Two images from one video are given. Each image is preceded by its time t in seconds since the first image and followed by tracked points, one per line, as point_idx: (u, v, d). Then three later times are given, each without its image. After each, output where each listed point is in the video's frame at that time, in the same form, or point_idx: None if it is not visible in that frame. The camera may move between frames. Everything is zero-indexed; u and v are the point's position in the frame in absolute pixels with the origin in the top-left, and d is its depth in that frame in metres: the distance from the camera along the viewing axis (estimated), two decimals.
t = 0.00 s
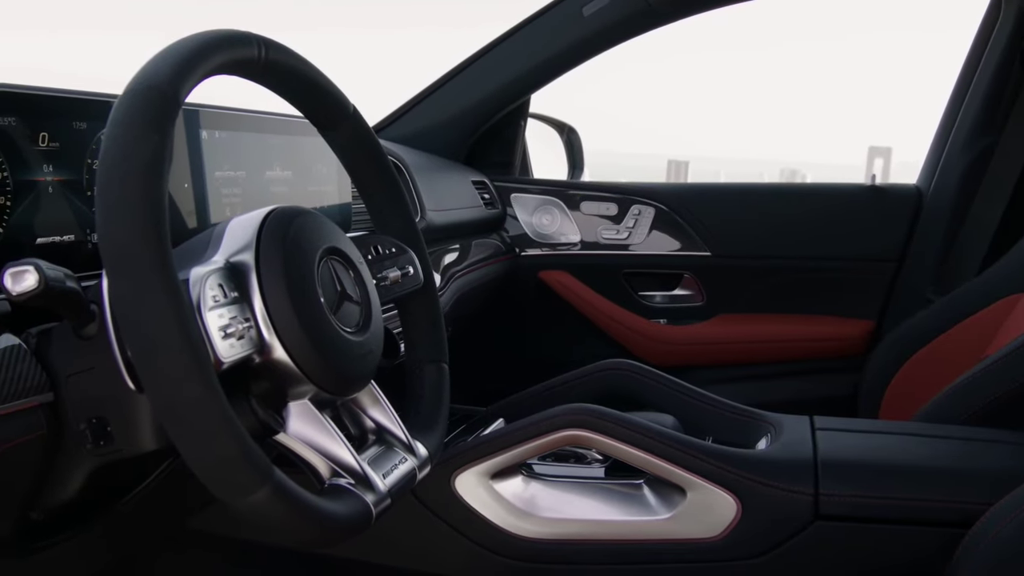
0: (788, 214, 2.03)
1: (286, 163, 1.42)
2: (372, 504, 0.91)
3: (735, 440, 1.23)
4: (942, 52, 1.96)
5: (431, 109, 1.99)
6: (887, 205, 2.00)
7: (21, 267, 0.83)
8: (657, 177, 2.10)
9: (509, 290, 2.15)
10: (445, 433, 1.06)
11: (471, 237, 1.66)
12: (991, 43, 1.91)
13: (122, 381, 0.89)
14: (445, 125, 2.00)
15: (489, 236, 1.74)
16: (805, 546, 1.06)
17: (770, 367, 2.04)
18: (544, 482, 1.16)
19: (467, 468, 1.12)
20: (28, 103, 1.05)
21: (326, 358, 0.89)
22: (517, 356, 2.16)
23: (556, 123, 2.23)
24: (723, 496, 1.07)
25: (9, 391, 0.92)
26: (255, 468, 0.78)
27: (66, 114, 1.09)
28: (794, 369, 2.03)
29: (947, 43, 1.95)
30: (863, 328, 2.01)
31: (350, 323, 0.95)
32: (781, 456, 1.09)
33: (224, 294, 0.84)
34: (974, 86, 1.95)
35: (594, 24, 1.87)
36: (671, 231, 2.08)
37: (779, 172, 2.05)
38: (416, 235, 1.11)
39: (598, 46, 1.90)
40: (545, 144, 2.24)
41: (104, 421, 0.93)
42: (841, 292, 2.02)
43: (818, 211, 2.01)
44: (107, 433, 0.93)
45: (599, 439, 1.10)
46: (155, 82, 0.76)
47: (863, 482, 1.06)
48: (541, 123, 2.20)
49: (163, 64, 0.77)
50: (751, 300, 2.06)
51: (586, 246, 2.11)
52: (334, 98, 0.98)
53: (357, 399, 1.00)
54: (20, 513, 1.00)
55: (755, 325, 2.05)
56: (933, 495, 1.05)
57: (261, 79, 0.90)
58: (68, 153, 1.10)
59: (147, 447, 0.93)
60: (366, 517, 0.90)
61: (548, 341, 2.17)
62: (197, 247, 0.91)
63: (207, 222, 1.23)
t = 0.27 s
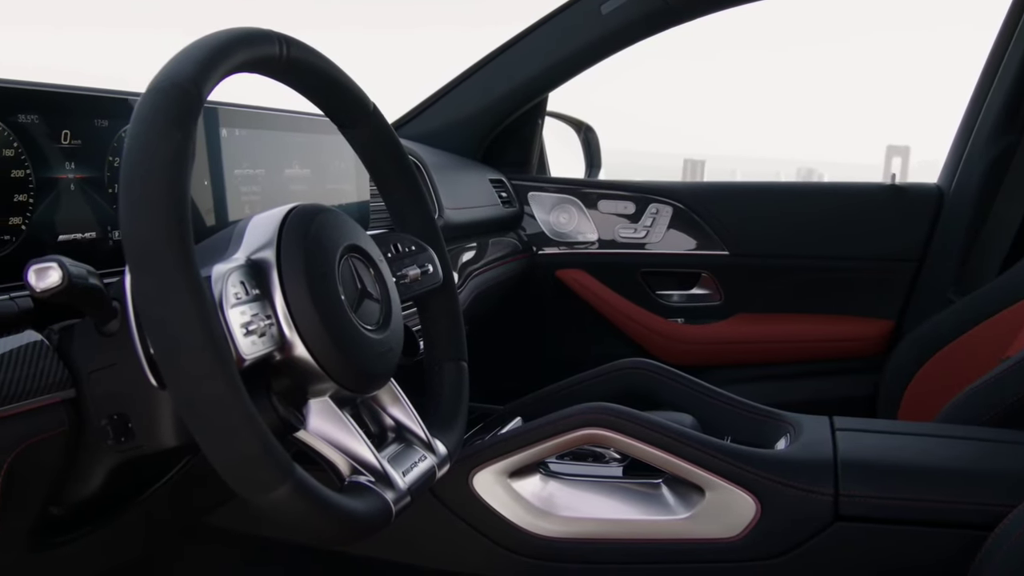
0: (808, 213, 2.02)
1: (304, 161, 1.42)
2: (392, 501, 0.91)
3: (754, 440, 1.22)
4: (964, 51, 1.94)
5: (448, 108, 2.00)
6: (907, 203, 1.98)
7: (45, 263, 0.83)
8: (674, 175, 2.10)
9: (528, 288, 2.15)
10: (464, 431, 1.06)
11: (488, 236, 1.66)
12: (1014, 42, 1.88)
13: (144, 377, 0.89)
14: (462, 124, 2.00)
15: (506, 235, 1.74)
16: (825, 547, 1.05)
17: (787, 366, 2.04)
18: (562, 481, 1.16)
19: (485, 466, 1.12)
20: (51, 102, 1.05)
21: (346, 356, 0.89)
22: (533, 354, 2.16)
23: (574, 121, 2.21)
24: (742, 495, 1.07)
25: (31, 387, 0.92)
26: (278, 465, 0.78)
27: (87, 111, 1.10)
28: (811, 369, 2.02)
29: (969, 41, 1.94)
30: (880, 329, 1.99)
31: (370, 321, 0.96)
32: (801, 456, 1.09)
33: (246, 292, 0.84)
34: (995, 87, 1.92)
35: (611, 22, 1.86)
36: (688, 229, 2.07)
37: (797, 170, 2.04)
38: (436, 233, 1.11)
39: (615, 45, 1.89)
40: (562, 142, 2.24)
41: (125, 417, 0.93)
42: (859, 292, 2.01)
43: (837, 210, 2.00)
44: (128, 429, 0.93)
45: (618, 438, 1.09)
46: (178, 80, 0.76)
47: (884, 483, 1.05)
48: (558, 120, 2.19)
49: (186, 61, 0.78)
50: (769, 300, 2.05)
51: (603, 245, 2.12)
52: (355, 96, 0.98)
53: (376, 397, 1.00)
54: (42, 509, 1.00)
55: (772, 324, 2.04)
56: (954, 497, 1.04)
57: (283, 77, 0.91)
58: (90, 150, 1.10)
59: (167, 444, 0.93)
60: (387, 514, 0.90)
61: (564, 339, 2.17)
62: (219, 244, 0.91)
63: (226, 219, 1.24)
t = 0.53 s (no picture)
0: (827, 213, 2.01)
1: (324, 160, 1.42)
2: (412, 500, 0.91)
3: (773, 441, 1.22)
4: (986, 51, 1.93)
5: (465, 107, 2.00)
6: (928, 203, 1.97)
7: (69, 260, 0.83)
8: (690, 174, 2.09)
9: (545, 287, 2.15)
10: (484, 430, 1.06)
11: (506, 235, 1.66)
12: None
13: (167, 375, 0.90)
14: (479, 123, 2.00)
15: (523, 234, 1.74)
16: (844, 548, 1.05)
17: (803, 367, 2.03)
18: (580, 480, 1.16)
19: (504, 465, 1.12)
20: (73, 101, 1.05)
21: (367, 354, 0.89)
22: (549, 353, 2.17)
23: (591, 121, 2.19)
24: (762, 496, 1.06)
25: (54, 383, 0.93)
26: (299, 462, 0.78)
27: (109, 110, 1.10)
28: (829, 370, 2.01)
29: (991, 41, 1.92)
30: (898, 328, 1.99)
31: (391, 319, 0.96)
32: (821, 457, 1.08)
33: (268, 290, 0.85)
34: (1018, 86, 1.91)
35: (630, 22, 1.86)
36: (706, 229, 2.07)
37: (814, 170, 2.03)
38: (455, 232, 1.11)
39: (634, 43, 1.89)
40: (580, 140, 2.22)
41: (147, 414, 0.93)
42: (878, 292, 2.00)
43: (857, 210, 1.99)
44: (150, 426, 0.94)
45: (636, 438, 1.09)
46: (201, 78, 0.76)
47: (904, 484, 1.05)
48: (576, 119, 2.18)
49: (209, 59, 0.78)
50: (788, 300, 2.04)
51: (621, 245, 2.11)
52: (375, 95, 0.98)
53: (397, 395, 1.00)
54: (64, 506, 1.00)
55: (788, 324, 2.03)
56: (976, 499, 1.03)
57: (305, 76, 0.91)
58: (112, 149, 1.10)
59: (188, 441, 0.93)
60: (407, 512, 0.90)
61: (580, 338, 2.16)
62: (241, 242, 0.91)
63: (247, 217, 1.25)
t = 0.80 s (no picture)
0: (848, 213, 2.01)
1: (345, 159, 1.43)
2: (433, 498, 0.92)
3: (794, 442, 1.21)
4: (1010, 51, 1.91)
5: (483, 107, 2.01)
6: (949, 203, 1.96)
7: (94, 257, 0.84)
8: (707, 174, 2.09)
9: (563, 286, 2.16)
10: (504, 429, 1.06)
11: (524, 234, 1.67)
12: None
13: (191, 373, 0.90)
14: (496, 122, 2.01)
15: (541, 233, 1.74)
16: (866, 550, 1.04)
17: (822, 369, 2.02)
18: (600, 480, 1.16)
19: (523, 464, 1.12)
20: (97, 100, 1.06)
21: (389, 353, 0.89)
22: (566, 352, 2.17)
23: (610, 120, 2.22)
24: (782, 497, 1.06)
25: (77, 380, 0.93)
26: (322, 461, 0.78)
27: (133, 109, 1.10)
28: (848, 371, 2.00)
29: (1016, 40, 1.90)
30: (920, 329, 1.97)
31: (413, 318, 0.96)
32: (843, 458, 1.07)
33: (291, 288, 0.85)
34: None
35: (649, 21, 1.86)
36: (725, 229, 2.07)
37: (833, 170, 2.01)
38: (476, 230, 1.11)
39: (652, 42, 1.89)
40: (600, 140, 2.25)
41: (169, 412, 0.94)
42: (898, 292, 1.99)
43: (877, 210, 1.99)
44: (172, 423, 0.94)
45: (656, 438, 1.09)
46: (225, 76, 0.76)
47: (927, 487, 1.04)
48: (596, 119, 2.21)
49: (233, 57, 0.78)
50: (808, 300, 2.04)
51: (639, 245, 2.11)
52: (397, 94, 0.98)
53: (418, 394, 1.01)
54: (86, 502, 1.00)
55: (807, 325, 2.02)
56: (1000, 502, 1.02)
57: (328, 74, 0.91)
58: (135, 147, 1.11)
59: (210, 439, 0.93)
60: (428, 511, 0.90)
61: (598, 338, 2.16)
62: (264, 239, 0.91)
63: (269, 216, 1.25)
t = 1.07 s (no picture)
0: (867, 212, 1.99)
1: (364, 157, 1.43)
2: (453, 497, 0.91)
3: (813, 443, 1.21)
4: None
5: (502, 106, 2.02)
6: (970, 203, 1.93)
7: (117, 255, 0.84)
8: (723, 173, 2.10)
9: (581, 286, 2.16)
10: (524, 428, 1.06)
11: (541, 234, 1.67)
12: None
13: (213, 371, 0.90)
14: (514, 122, 2.02)
15: (559, 232, 1.74)
16: (888, 552, 1.04)
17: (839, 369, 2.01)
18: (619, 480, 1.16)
19: (542, 464, 1.12)
20: (118, 99, 1.06)
21: (410, 351, 0.89)
22: (583, 352, 2.17)
23: (628, 120, 2.22)
24: (802, 498, 1.05)
25: (99, 377, 0.93)
26: (343, 459, 0.78)
27: (154, 107, 1.11)
28: (866, 372, 2.00)
29: None
30: (940, 330, 1.96)
31: (434, 317, 0.96)
32: (864, 460, 1.07)
33: (313, 286, 0.85)
34: None
35: (668, 20, 1.85)
36: (743, 228, 2.05)
37: (850, 170, 2.04)
38: (496, 229, 1.11)
39: (670, 42, 1.88)
40: (617, 140, 2.24)
41: (190, 409, 0.94)
42: (917, 292, 1.98)
43: (897, 210, 1.97)
44: (193, 421, 0.94)
45: (675, 438, 1.09)
46: (248, 74, 0.77)
47: (948, 489, 1.03)
48: (614, 119, 2.20)
49: (256, 56, 0.78)
50: (827, 300, 2.03)
51: (657, 245, 2.11)
52: (418, 93, 0.98)
53: (438, 393, 1.00)
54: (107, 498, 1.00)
55: (824, 325, 2.01)
56: None
57: (349, 73, 0.91)
58: (157, 146, 1.11)
59: (231, 436, 0.94)
60: (448, 510, 0.90)
61: (614, 337, 2.16)
62: (285, 237, 0.91)
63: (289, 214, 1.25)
